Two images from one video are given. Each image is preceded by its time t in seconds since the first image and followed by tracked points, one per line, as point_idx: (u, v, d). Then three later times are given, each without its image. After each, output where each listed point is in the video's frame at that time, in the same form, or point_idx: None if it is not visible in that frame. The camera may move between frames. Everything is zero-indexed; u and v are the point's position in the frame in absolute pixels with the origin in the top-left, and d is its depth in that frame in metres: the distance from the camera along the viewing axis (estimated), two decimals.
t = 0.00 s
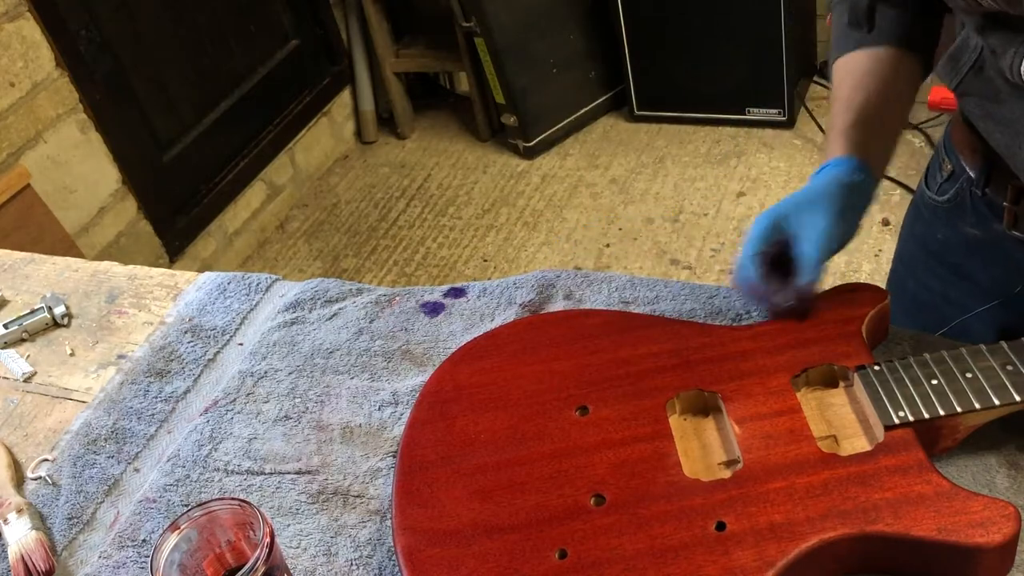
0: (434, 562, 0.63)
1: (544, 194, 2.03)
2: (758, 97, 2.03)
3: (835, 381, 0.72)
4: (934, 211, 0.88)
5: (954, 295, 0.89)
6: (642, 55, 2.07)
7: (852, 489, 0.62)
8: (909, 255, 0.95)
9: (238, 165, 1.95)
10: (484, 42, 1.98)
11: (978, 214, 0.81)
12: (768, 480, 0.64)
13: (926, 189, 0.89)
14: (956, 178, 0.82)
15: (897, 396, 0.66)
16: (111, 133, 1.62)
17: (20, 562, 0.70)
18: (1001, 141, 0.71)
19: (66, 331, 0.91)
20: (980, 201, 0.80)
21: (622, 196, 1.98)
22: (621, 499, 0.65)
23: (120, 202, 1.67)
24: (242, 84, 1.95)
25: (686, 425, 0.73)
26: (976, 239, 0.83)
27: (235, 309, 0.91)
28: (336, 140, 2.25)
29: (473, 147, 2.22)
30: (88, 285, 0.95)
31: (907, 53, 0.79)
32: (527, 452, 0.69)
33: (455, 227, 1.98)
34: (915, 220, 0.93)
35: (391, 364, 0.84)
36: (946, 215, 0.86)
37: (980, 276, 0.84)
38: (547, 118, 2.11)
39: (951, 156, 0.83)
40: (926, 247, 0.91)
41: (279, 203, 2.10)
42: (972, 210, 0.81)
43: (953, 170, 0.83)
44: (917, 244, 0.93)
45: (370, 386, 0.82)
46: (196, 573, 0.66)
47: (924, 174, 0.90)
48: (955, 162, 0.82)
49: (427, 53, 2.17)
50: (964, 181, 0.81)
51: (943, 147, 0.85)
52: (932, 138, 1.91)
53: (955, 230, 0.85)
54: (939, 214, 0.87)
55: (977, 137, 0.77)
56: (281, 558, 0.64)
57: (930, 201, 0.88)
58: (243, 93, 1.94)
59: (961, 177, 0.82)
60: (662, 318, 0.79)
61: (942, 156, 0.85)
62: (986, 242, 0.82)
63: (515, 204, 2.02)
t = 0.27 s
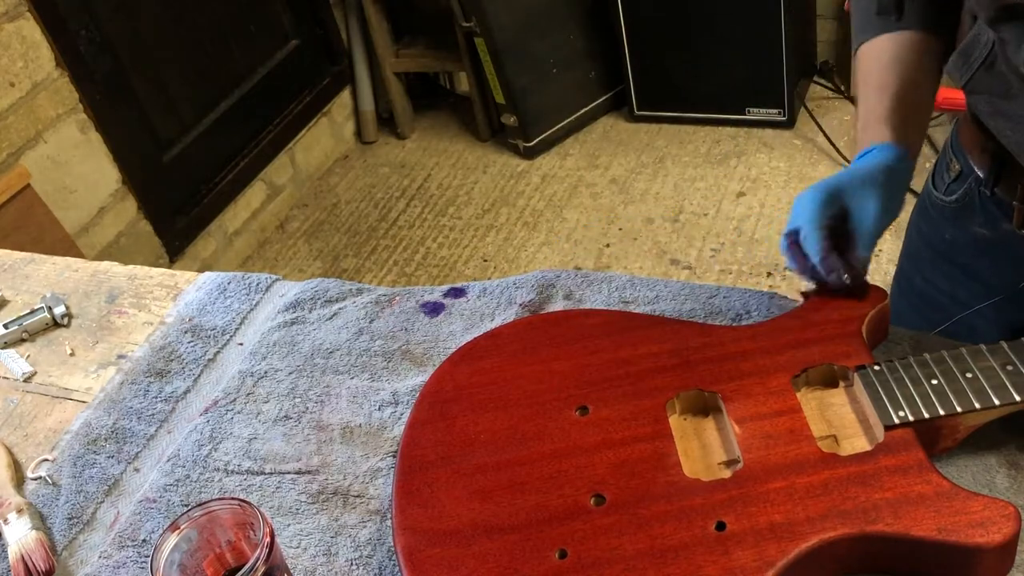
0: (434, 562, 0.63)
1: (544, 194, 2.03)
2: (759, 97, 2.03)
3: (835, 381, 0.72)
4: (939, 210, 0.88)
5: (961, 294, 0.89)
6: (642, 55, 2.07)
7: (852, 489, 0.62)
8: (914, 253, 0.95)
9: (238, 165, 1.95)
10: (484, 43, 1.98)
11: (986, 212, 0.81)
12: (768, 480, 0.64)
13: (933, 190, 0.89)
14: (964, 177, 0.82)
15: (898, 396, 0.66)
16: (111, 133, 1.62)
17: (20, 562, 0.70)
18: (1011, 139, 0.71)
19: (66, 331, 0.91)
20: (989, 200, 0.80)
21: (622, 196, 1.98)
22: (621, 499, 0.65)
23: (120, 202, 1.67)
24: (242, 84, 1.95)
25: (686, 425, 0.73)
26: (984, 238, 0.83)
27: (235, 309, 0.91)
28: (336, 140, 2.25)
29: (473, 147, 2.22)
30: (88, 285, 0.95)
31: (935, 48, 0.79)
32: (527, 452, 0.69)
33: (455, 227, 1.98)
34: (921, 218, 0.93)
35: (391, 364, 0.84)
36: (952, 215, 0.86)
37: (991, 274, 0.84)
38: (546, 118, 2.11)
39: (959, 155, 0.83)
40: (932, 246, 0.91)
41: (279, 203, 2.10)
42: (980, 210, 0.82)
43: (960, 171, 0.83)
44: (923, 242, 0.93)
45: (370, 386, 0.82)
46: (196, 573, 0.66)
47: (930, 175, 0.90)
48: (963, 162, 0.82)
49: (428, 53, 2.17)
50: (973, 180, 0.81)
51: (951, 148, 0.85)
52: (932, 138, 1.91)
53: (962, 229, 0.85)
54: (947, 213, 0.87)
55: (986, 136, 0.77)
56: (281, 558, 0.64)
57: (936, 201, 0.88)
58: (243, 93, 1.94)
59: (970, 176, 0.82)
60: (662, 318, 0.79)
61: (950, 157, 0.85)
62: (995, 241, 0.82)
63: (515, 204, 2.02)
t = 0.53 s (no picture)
0: (434, 562, 0.63)
1: (544, 195, 2.03)
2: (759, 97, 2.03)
3: (835, 381, 0.72)
4: (946, 205, 0.87)
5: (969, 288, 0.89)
6: (642, 55, 2.07)
7: (852, 489, 0.62)
8: (918, 251, 0.94)
9: (238, 165, 1.95)
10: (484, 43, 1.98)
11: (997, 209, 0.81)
12: (768, 480, 0.64)
13: (939, 185, 0.88)
14: (972, 175, 0.82)
15: (898, 396, 0.66)
16: (111, 133, 1.62)
17: (20, 562, 0.70)
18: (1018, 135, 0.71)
19: (66, 331, 0.91)
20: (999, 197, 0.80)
21: (622, 197, 1.98)
22: (622, 499, 0.65)
23: (120, 202, 1.67)
24: (242, 84, 1.95)
25: (686, 425, 0.73)
26: (992, 233, 0.83)
27: (235, 309, 0.91)
28: (336, 140, 2.25)
29: (473, 147, 2.22)
30: (88, 285, 0.95)
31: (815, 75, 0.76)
32: (527, 452, 0.69)
33: (455, 227, 1.98)
34: (925, 215, 0.93)
35: (391, 364, 0.84)
36: (960, 211, 0.86)
37: (998, 270, 0.84)
38: (546, 118, 2.11)
39: (966, 153, 0.83)
40: (938, 243, 0.91)
41: (279, 203, 2.10)
42: (988, 206, 0.82)
43: (967, 168, 0.83)
44: (929, 239, 0.92)
45: (370, 386, 0.82)
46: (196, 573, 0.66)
47: (934, 170, 0.90)
48: (970, 160, 0.82)
49: (428, 53, 2.17)
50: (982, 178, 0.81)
51: (956, 143, 0.85)
52: (932, 138, 1.91)
53: (971, 226, 0.85)
54: (953, 210, 0.87)
55: (993, 133, 0.77)
56: (281, 558, 0.64)
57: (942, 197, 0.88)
58: (243, 93, 1.94)
59: (978, 173, 0.82)
60: (662, 318, 0.79)
61: (956, 154, 0.85)
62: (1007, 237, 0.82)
63: (515, 204, 2.02)
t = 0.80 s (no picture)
0: (434, 562, 0.63)
1: (545, 194, 2.03)
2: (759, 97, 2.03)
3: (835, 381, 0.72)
4: (923, 213, 0.87)
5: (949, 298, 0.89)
6: (642, 55, 2.07)
7: (852, 489, 0.62)
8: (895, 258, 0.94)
9: (238, 165, 1.95)
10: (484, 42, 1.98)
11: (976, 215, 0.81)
12: (768, 480, 0.64)
13: (914, 192, 0.88)
14: (951, 181, 0.82)
15: (897, 396, 0.66)
16: (111, 133, 1.62)
17: (20, 562, 0.70)
18: (1008, 137, 0.72)
19: (66, 331, 0.91)
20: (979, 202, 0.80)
21: (622, 196, 1.98)
22: (621, 499, 0.65)
23: (120, 202, 1.67)
24: (242, 84, 1.95)
25: (686, 425, 0.73)
26: (974, 240, 0.83)
27: (235, 309, 0.91)
28: (336, 140, 2.25)
29: (473, 147, 2.22)
30: (88, 285, 0.95)
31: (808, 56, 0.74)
32: (527, 452, 0.69)
33: (455, 227, 1.98)
34: (901, 222, 0.92)
35: (391, 364, 0.84)
36: (939, 218, 0.85)
37: (984, 275, 0.84)
38: (546, 118, 2.11)
39: (942, 159, 0.82)
40: (917, 251, 0.91)
41: (279, 203, 2.10)
42: (970, 213, 0.81)
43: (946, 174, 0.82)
44: (906, 247, 0.92)
45: (370, 386, 0.82)
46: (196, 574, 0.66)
47: (910, 175, 0.89)
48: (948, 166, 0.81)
49: (428, 53, 2.17)
50: (961, 184, 0.81)
51: (932, 150, 0.84)
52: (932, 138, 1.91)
53: (951, 234, 0.85)
54: (933, 218, 0.86)
55: (976, 138, 0.77)
56: (281, 558, 0.64)
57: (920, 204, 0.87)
58: (243, 93, 1.94)
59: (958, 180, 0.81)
60: (661, 318, 0.79)
61: (932, 160, 0.84)
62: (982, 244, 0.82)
63: (515, 204, 2.02)
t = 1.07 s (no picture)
0: (433, 562, 0.63)
1: (545, 195, 2.03)
2: (759, 97, 2.03)
3: (834, 381, 0.72)
4: (868, 216, 0.83)
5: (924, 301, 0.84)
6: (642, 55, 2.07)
7: (852, 489, 0.62)
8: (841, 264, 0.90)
9: (238, 165, 1.95)
10: (484, 42, 1.98)
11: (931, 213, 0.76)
12: (768, 480, 0.64)
13: (856, 195, 0.84)
14: (898, 179, 0.77)
15: (897, 396, 0.66)
16: (111, 133, 1.62)
17: (20, 562, 0.70)
18: (959, 143, 0.68)
19: (66, 331, 0.91)
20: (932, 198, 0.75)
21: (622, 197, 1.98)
22: (621, 499, 0.65)
23: (120, 202, 1.67)
24: (242, 84, 1.95)
25: (686, 425, 0.73)
26: (922, 239, 0.79)
27: (235, 309, 0.91)
28: (336, 140, 2.25)
29: (473, 147, 2.21)
30: (88, 285, 0.95)
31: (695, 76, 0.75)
32: (527, 452, 0.69)
33: (455, 227, 1.98)
34: (846, 225, 0.88)
35: (391, 364, 0.84)
36: (888, 220, 0.81)
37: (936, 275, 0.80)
38: (546, 118, 2.11)
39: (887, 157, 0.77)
40: (860, 255, 0.86)
41: (279, 203, 2.10)
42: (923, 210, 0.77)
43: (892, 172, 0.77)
44: (849, 253, 0.88)
45: (370, 386, 0.82)
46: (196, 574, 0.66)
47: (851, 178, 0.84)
48: (897, 163, 0.77)
49: (428, 53, 2.17)
50: (912, 181, 0.76)
51: (875, 149, 0.80)
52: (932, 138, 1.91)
53: (899, 234, 0.81)
54: (878, 220, 0.82)
55: (922, 142, 0.73)
56: (281, 558, 0.64)
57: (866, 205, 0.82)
58: (243, 93, 1.94)
59: (907, 175, 0.76)
60: (661, 318, 0.79)
61: (876, 159, 0.79)
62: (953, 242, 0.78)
63: (515, 204, 2.02)
